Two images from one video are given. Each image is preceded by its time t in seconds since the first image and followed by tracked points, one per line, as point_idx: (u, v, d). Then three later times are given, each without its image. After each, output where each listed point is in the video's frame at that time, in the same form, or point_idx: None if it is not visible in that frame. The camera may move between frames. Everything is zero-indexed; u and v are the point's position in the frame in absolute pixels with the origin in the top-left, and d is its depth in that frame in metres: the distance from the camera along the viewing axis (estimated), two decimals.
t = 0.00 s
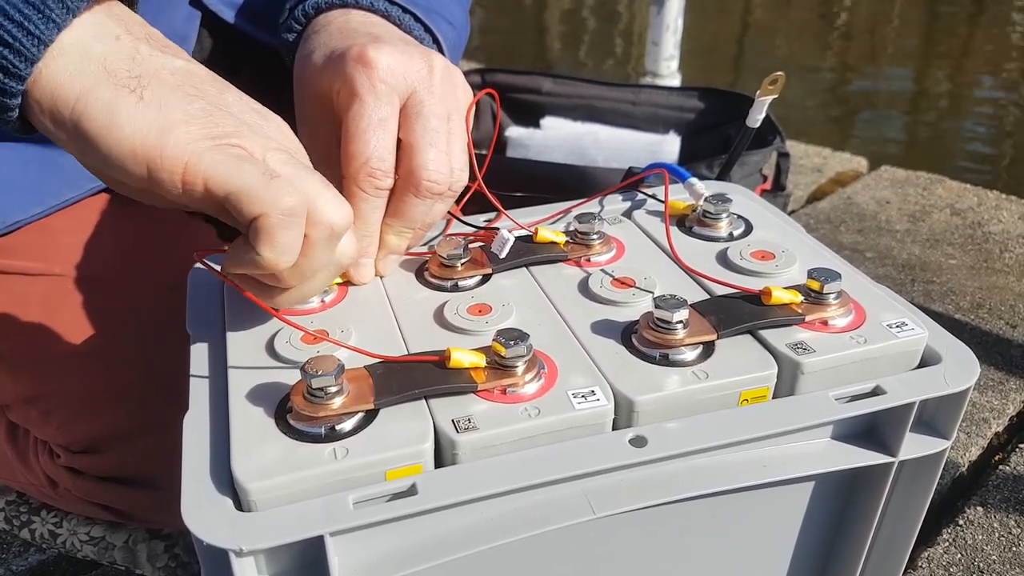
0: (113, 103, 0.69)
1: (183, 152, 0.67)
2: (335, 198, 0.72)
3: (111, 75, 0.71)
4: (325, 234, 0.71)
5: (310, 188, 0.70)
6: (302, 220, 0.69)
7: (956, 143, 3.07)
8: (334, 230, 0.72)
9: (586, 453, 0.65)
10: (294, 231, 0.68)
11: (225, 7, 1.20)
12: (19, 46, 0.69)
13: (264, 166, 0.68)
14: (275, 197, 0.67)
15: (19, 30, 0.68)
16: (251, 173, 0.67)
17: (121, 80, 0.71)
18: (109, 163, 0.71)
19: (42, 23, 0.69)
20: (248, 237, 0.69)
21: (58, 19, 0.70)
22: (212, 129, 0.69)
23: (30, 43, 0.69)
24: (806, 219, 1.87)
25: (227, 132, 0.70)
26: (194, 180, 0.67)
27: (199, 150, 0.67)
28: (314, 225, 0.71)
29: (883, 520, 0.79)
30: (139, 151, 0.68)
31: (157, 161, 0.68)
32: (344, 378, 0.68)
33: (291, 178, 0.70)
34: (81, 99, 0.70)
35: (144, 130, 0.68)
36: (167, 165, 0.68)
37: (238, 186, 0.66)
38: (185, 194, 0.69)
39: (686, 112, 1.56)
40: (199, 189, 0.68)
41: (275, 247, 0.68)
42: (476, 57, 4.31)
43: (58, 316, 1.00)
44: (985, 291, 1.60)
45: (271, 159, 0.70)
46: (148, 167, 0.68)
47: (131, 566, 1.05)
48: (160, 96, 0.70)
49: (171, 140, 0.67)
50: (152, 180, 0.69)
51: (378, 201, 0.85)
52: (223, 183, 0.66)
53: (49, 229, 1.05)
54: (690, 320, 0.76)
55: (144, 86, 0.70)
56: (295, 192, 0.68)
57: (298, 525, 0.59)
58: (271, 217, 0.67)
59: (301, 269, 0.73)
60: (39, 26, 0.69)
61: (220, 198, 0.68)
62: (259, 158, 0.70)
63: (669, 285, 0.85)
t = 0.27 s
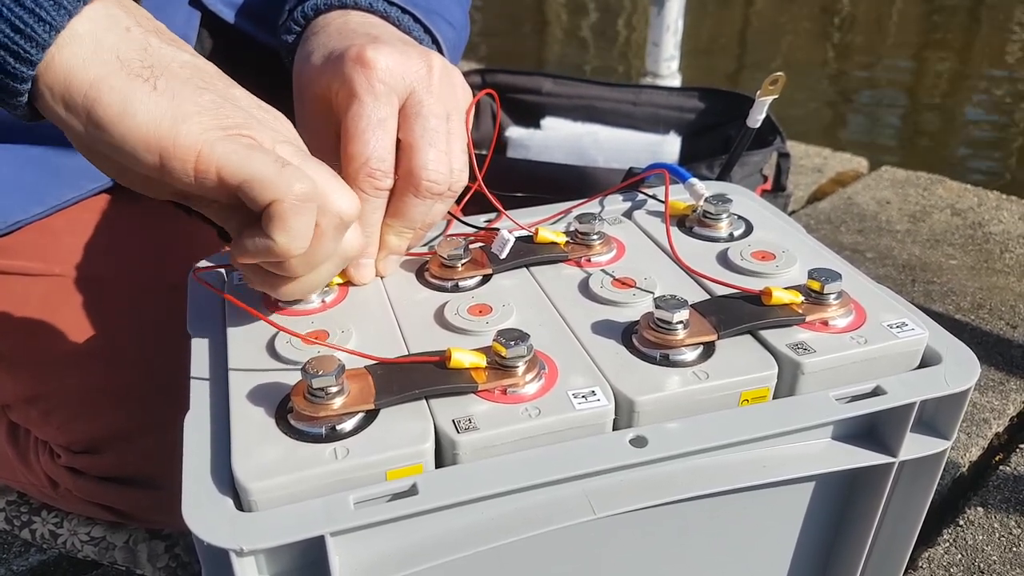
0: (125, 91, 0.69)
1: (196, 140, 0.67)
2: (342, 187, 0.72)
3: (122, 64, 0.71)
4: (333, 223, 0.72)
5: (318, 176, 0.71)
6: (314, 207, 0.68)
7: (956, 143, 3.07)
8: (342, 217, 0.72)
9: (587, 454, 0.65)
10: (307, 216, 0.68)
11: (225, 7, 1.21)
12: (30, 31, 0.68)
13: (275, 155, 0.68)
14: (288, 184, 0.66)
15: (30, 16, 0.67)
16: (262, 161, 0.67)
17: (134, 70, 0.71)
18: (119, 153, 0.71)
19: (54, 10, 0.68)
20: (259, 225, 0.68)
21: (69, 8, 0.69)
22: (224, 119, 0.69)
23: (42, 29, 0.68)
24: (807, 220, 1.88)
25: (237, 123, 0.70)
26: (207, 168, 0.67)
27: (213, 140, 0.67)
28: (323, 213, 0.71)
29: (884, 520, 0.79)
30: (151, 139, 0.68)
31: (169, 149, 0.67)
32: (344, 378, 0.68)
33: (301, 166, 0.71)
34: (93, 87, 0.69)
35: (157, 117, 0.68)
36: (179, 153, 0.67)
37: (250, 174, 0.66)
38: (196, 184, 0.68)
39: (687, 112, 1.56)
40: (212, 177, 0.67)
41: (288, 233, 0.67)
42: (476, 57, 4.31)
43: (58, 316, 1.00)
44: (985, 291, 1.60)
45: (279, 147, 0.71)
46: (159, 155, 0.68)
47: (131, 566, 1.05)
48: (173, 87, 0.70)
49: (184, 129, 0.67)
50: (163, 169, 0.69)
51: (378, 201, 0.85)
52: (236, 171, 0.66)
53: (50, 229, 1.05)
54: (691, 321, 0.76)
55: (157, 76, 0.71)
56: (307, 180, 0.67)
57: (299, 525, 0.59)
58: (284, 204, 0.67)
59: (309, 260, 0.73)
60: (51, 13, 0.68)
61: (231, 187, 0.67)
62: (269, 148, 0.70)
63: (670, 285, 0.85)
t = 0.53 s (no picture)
0: (113, 68, 0.69)
1: (182, 122, 0.66)
2: (332, 179, 0.71)
3: (113, 41, 0.71)
4: (325, 218, 0.71)
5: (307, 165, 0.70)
6: (305, 189, 0.66)
7: (957, 144, 3.07)
8: (332, 212, 0.71)
9: (587, 453, 0.65)
10: (296, 200, 0.66)
11: (228, 6, 1.22)
12: (22, 7, 0.69)
13: (263, 136, 0.66)
14: (274, 166, 0.65)
15: None
16: (249, 142, 0.65)
17: (125, 49, 0.71)
18: (105, 133, 0.70)
19: None
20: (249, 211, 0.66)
21: None
22: (210, 101, 0.69)
23: (34, 5, 0.69)
24: (807, 220, 1.88)
25: (226, 107, 0.69)
26: (192, 150, 0.66)
27: (197, 122, 0.66)
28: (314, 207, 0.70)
29: (884, 520, 0.79)
30: (136, 117, 0.67)
31: (154, 129, 0.67)
32: (344, 377, 0.68)
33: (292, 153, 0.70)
34: (83, 61, 0.70)
35: (142, 100, 0.67)
36: (163, 132, 0.66)
37: (236, 153, 0.64)
38: (181, 164, 0.68)
39: (687, 112, 1.56)
40: (197, 159, 0.66)
41: (277, 221, 0.66)
42: (476, 57, 4.30)
43: (59, 317, 1.00)
44: (985, 291, 1.60)
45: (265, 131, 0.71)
46: (144, 135, 0.68)
47: (131, 566, 1.05)
48: (162, 68, 0.70)
49: (169, 110, 0.67)
50: (147, 148, 0.68)
51: (379, 200, 0.85)
52: (219, 152, 0.65)
53: (51, 229, 1.05)
54: (691, 320, 0.76)
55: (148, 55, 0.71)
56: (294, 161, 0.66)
57: (299, 524, 0.59)
58: (271, 187, 0.65)
59: (302, 254, 0.72)
60: None
61: (215, 167, 0.66)
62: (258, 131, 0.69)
63: (670, 285, 0.85)
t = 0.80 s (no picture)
0: (129, 111, 0.68)
1: (198, 165, 0.67)
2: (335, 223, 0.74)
3: (127, 83, 0.70)
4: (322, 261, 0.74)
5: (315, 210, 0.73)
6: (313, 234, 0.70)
7: (957, 144, 3.07)
8: (332, 253, 0.74)
9: (587, 453, 0.65)
10: (304, 244, 0.69)
11: (227, 4, 1.21)
12: (33, 47, 0.68)
13: (278, 181, 0.68)
14: (289, 213, 0.67)
15: (34, 32, 0.67)
16: (265, 187, 0.67)
17: (139, 89, 0.70)
18: (120, 171, 0.70)
19: (58, 26, 0.68)
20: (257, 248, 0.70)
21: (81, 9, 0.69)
22: (227, 143, 0.69)
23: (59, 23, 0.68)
24: (807, 220, 1.88)
25: (240, 147, 0.70)
26: (207, 193, 0.67)
27: (214, 164, 0.67)
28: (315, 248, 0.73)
29: (883, 520, 0.79)
30: (152, 159, 0.67)
31: (170, 170, 0.67)
32: (344, 377, 0.68)
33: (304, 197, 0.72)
34: (96, 104, 0.69)
35: (158, 141, 0.67)
36: (179, 177, 0.67)
37: (253, 199, 0.66)
38: (195, 205, 0.68)
39: (687, 112, 1.56)
40: (212, 202, 0.67)
41: (285, 259, 0.70)
42: (476, 58, 4.30)
43: (59, 316, 1.00)
44: (985, 292, 1.60)
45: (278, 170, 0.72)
46: (160, 175, 0.68)
47: (131, 566, 1.05)
48: (176, 107, 0.70)
49: (186, 151, 0.67)
50: (163, 188, 0.69)
51: (379, 200, 0.85)
52: (236, 198, 0.66)
53: (52, 229, 1.05)
54: (691, 320, 0.76)
55: (162, 96, 0.70)
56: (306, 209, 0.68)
57: (299, 523, 0.59)
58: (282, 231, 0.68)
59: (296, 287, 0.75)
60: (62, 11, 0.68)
61: (231, 211, 0.67)
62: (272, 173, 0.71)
63: (670, 285, 0.85)
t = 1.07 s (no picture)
0: (131, 105, 0.69)
1: (199, 156, 0.67)
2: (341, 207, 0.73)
3: (127, 76, 0.71)
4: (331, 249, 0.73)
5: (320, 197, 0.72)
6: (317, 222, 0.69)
7: (956, 144, 3.07)
8: (339, 238, 0.73)
9: (586, 453, 0.65)
10: (309, 232, 0.68)
11: (227, 3, 1.21)
12: (34, 48, 0.69)
13: (279, 169, 0.67)
14: (290, 200, 0.66)
15: (35, 32, 0.68)
16: (265, 175, 0.66)
17: (139, 83, 0.70)
18: (124, 167, 0.70)
19: (58, 26, 0.69)
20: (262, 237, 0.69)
21: (74, 22, 0.70)
22: (228, 134, 0.69)
23: (60, 28, 0.69)
24: (807, 220, 1.87)
25: (241, 137, 0.70)
26: (211, 184, 0.67)
27: (216, 155, 0.67)
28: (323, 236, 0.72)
29: (882, 521, 0.79)
30: (154, 152, 0.68)
31: (172, 164, 0.67)
32: (344, 376, 0.68)
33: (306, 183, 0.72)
34: (97, 100, 0.70)
35: (160, 132, 0.67)
36: (181, 167, 0.67)
37: (254, 188, 0.66)
38: (198, 196, 0.68)
39: (687, 112, 1.57)
40: (215, 192, 0.67)
41: (290, 249, 0.68)
42: (475, 57, 4.30)
43: (59, 315, 1.00)
44: (985, 292, 1.60)
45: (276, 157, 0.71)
46: (162, 169, 0.68)
47: (131, 565, 1.05)
48: (177, 101, 0.70)
49: (186, 144, 0.67)
50: (165, 182, 0.69)
51: (379, 200, 0.85)
52: (238, 187, 0.66)
53: (51, 228, 1.05)
54: (691, 320, 0.76)
55: (163, 89, 0.70)
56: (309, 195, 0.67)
57: (298, 522, 0.59)
58: (286, 219, 0.67)
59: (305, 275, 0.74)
60: (54, 27, 0.69)
61: (233, 201, 0.67)
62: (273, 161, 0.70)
63: (669, 285, 0.85)
